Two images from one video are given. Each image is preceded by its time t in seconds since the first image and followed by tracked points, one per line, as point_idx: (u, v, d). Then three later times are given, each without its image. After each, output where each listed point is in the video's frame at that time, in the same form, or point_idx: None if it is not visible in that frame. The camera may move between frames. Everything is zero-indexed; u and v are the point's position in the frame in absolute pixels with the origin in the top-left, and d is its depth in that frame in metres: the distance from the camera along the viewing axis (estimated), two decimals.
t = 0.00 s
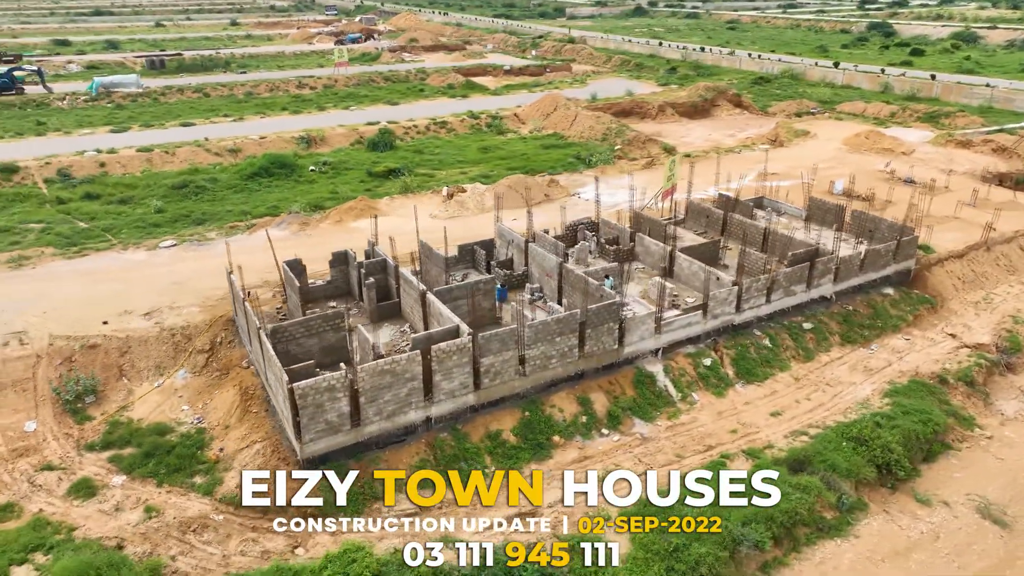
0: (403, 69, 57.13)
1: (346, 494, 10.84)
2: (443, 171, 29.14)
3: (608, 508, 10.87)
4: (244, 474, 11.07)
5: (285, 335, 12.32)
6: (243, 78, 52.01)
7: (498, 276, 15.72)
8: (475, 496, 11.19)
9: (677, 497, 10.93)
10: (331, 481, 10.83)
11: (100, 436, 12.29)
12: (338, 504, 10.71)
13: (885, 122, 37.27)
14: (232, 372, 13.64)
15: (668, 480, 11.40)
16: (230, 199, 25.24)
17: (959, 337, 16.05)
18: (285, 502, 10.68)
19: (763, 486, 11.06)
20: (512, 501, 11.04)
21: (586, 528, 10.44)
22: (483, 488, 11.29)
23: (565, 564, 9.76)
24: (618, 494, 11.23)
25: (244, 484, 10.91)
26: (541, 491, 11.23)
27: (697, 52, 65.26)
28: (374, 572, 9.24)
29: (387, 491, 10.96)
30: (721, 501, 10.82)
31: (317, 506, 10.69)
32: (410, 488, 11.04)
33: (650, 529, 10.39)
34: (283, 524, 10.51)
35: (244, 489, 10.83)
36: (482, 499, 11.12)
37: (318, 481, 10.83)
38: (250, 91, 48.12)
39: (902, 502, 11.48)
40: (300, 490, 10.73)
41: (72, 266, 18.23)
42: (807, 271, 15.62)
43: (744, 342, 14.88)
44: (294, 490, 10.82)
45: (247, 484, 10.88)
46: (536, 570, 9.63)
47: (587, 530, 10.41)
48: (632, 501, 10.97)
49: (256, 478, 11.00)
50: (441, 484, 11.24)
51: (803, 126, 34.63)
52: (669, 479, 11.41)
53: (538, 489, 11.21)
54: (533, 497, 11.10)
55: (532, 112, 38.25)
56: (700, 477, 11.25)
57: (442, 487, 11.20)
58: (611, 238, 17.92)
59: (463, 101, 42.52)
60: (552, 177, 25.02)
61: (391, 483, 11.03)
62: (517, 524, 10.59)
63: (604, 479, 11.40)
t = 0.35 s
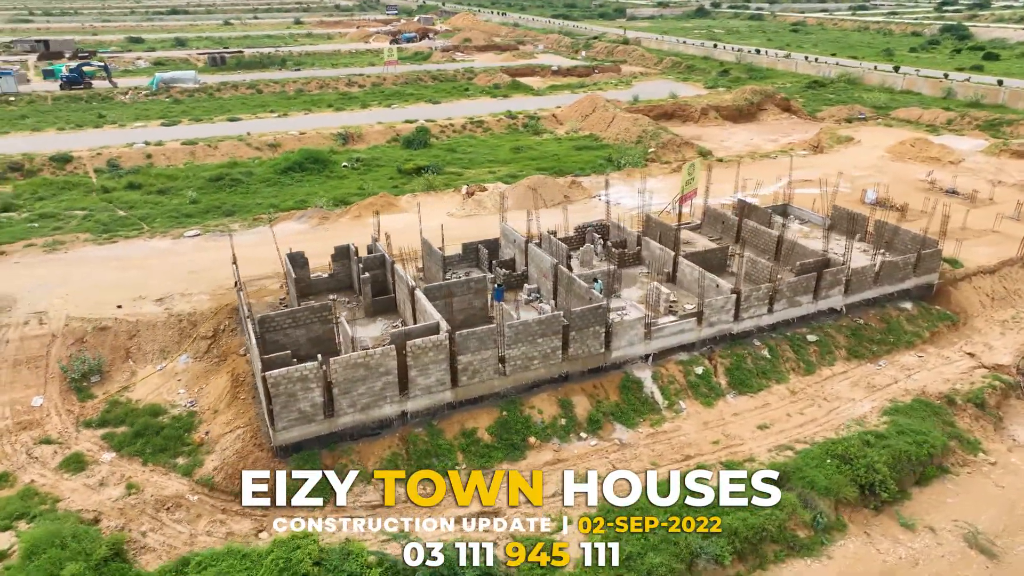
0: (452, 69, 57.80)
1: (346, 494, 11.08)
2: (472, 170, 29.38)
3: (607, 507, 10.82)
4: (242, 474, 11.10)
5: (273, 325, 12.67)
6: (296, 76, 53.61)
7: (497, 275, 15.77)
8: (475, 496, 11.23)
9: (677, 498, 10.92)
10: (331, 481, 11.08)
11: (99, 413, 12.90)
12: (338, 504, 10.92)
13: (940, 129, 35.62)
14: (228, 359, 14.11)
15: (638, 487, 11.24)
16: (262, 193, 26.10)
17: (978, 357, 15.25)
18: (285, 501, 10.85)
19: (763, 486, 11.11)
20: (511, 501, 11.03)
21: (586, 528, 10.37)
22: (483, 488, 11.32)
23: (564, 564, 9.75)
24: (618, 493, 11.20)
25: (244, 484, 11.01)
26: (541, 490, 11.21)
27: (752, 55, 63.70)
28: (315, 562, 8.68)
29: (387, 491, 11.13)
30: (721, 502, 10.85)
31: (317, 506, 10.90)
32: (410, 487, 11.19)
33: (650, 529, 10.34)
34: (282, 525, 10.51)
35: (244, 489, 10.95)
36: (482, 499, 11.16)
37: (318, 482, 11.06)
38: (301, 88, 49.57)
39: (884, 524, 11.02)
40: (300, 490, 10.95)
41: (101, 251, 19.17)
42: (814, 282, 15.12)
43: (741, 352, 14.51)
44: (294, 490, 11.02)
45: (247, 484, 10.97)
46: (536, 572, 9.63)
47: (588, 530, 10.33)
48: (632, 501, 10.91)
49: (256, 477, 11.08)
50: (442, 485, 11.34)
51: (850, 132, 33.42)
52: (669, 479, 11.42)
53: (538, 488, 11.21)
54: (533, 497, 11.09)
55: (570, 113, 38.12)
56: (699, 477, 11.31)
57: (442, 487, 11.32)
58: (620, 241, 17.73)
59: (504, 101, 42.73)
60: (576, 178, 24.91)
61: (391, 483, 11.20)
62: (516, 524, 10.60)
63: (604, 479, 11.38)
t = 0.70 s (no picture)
0: (498, 68, 58.10)
1: (346, 493, 11.17)
2: (501, 169, 29.48)
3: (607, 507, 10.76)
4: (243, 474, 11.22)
5: (263, 315, 13.01)
6: (346, 73, 54.86)
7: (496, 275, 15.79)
8: (475, 496, 11.16)
9: (678, 498, 10.88)
10: (331, 481, 11.26)
11: (99, 393, 13.49)
12: (338, 504, 11.01)
13: (998, 138, 33.82)
14: (227, 346, 14.52)
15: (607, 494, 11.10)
16: (293, 186, 26.85)
17: (995, 378, 14.43)
18: (285, 502, 11.01)
19: (763, 485, 11.03)
20: (512, 501, 10.98)
21: (586, 528, 10.27)
22: (483, 488, 11.26)
23: (565, 564, 9.70)
24: (618, 493, 11.17)
25: (244, 483, 11.10)
26: (541, 489, 11.17)
27: (809, 56, 61.81)
28: (260, 547, 8.88)
29: (387, 491, 11.22)
30: (721, 502, 10.81)
31: (317, 505, 10.99)
32: (409, 486, 11.26)
33: (650, 529, 10.31)
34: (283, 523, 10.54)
35: (244, 489, 11.03)
36: (482, 499, 11.09)
37: (317, 482, 11.24)
38: (349, 85, 50.67)
39: (862, 547, 10.58)
40: (300, 491, 11.09)
41: (130, 237, 20.06)
42: (818, 292, 14.61)
43: (736, 361, 14.13)
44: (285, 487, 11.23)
45: (247, 484, 11.09)
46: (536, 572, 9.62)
47: (587, 530, 10.24)
48: (632, 501, 10.85)
49: (255, 478, 11.20)
50: (442, 485, 11.33)
51: (897, 138, 32.09)
52: (659, 482, 11.31)
53: (538, 488, 11.17)
54: (533, 497, 11.03)
55: (608, 114, 37.82)
56: (699, 477, 11.26)
57: (442, 486, 11.30)
58: (627, 245, 17.50)
59: (545, 100, 42.70)
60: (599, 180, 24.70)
61: (391, 484, 11.30)
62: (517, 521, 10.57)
63: (604, 479, 11.35)
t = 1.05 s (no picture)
0: (544, 67, 57.99)
1: (346, 494, 11.15)
2: (529, 169, 29.43)
3: (607, 508, 10.75)
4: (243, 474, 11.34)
5: (256, 307, 13.33)
6: (393, 71, 55.70)
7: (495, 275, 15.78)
8: (475, 496, 11.11)
9: (677, 497, 10.97)
10: (331, 481, 11.28)
11: (103, 376, 14.05)
12: (338, 504, 10.95)
13: None
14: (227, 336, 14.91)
15: (575, 501, 10.97)
16: (322, 182, 27.42)
17: (1010, 401, 13.61)
18: (285, 502, 10.99)
19: (763, 486, 11.00)
20: (511, 501, 10.98)
21: (586, 528, 10.19)
22: (483, 488, 11.22)
23: (564, 564, 9.57)
24: (618, 494, 11.18)
25: (244, 484, 11.14)
26: (541, 490, 11.15)
27: (869, 58, 59.51)
28: (212, 534, 9.09)
29: (366, 486, 11.27)
30: (721, 500, 10.78)
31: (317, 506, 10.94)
32: (409, 487, 11.18)
33: (650, 529, 10.27)
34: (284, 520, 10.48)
35: (245, 489, 11.06)
36: (482, 499, 11.05)
37: (317, 481, 11.26)
38: (394, 83, 51.43)
39: (836, 570, 10.11)
40: (300, 491, 11.04)
41: (157, 227, 20.84)
42: (822, 304, 14.07)
43: (729, 372, 13.73)
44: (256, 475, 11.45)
45: (247, 484, 11.14)
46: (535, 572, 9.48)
47: (588, 530, 10.14)
48: (632, 501, 10.85)
49: (255, 478, 11.28)
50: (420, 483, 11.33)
51: (949, 145, 30.58)
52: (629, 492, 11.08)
53: (538, 489, 11.14)
54: (533, 497, 11.03)
55: (646, 115, 37.29)
56: (699, 477, 11.28)
57: (442, 488, 11.25)
58: (634, 249, 17.23)
59: (585, 101, 42.40)
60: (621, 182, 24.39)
61: (391, 484, 11.29)
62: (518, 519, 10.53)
63: (604, 480, 11.33)
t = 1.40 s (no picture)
0: (591, 67, 57.53)
1: (346, 494, 11.06)
2: (558, 170, 29.29)
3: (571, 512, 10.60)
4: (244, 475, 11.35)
5: (250, 298, 13.68)
6: (441, 69, 56.23)
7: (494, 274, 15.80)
8: (472, 496, 11.09)
9: (676, 497, 10.97)
10: (331, 481, 11.21)
11: (110, 358, 14.66)
12: (338, 503, 10.87)
13: None
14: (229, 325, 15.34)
15: (540, 505, 10.86)
16: (352, 177, 27.91)
17: None
18: (284, 501, 10.92)
19: (762, 487, 11.01)
20: (511, 501, 10.91)
21: (586, 527, 10.16)
22: (483, 488, 11.20)
23: (565, 564, 9.57)
24: (618, 494, 11.17)
25: (244, 484, 11.06)
26: (541, 490, 11.13)
27: (934, 61, 56.85)
28: (171, 516, 9.41)
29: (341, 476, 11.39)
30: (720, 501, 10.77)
31: (317, 505, 10.84)
32: (409, 488, 11.13)
33: (650, 529, 10.30)
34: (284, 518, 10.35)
35: (245, 489, 10.96)
36: (482, 499, 11.03)
37: (318, 483, 11.17)
38: (440, 81, 51.92)
39: None
40: (302, 491, 10.96)
41: (186, 217, 21.63)
42: (822, 317, 13.54)
43: (719, 382, 13.34)
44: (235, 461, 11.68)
45: (248, 484, 11.05)
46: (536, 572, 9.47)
47: (588, 530, 10.14)
48: (596, 509, 10.67)
49: (256, 479, 11.22)
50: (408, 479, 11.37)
51: (1004, 154, 28.96)
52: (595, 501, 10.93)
53: (538, 489, 11.12)
54: (532, 497, 10.99)
55: (685, 116, 36.58)
56: (699, 477, 11.31)
57: (442, 487, 11.22)
58: (641, 253, 16.95)
59: (626, 102, 41.90)
60: (645, 184, 23.98)
61: (390, 483, 11.27)
62: (516, 517, 10.45)
63: (604, 479, 11.34)
